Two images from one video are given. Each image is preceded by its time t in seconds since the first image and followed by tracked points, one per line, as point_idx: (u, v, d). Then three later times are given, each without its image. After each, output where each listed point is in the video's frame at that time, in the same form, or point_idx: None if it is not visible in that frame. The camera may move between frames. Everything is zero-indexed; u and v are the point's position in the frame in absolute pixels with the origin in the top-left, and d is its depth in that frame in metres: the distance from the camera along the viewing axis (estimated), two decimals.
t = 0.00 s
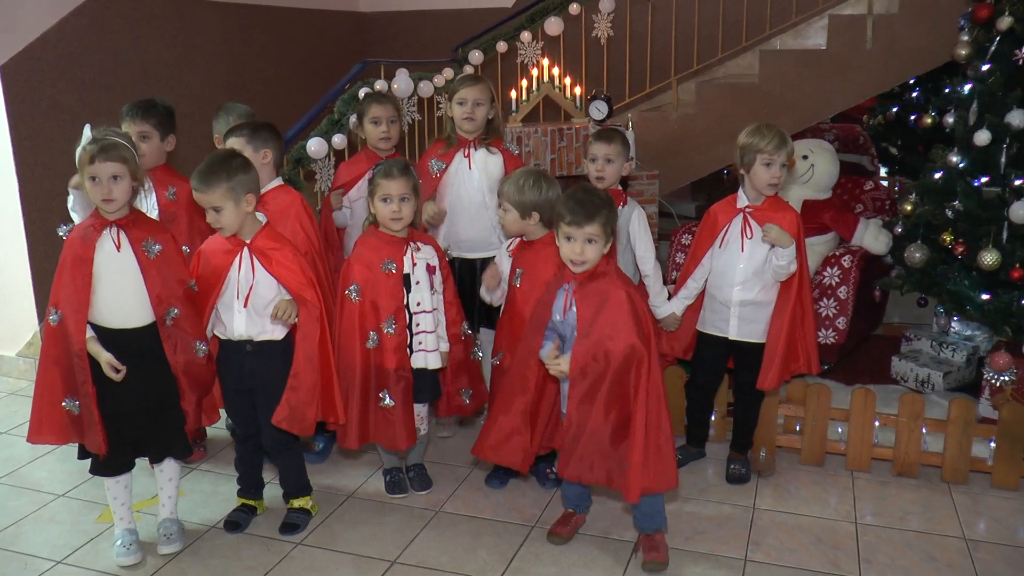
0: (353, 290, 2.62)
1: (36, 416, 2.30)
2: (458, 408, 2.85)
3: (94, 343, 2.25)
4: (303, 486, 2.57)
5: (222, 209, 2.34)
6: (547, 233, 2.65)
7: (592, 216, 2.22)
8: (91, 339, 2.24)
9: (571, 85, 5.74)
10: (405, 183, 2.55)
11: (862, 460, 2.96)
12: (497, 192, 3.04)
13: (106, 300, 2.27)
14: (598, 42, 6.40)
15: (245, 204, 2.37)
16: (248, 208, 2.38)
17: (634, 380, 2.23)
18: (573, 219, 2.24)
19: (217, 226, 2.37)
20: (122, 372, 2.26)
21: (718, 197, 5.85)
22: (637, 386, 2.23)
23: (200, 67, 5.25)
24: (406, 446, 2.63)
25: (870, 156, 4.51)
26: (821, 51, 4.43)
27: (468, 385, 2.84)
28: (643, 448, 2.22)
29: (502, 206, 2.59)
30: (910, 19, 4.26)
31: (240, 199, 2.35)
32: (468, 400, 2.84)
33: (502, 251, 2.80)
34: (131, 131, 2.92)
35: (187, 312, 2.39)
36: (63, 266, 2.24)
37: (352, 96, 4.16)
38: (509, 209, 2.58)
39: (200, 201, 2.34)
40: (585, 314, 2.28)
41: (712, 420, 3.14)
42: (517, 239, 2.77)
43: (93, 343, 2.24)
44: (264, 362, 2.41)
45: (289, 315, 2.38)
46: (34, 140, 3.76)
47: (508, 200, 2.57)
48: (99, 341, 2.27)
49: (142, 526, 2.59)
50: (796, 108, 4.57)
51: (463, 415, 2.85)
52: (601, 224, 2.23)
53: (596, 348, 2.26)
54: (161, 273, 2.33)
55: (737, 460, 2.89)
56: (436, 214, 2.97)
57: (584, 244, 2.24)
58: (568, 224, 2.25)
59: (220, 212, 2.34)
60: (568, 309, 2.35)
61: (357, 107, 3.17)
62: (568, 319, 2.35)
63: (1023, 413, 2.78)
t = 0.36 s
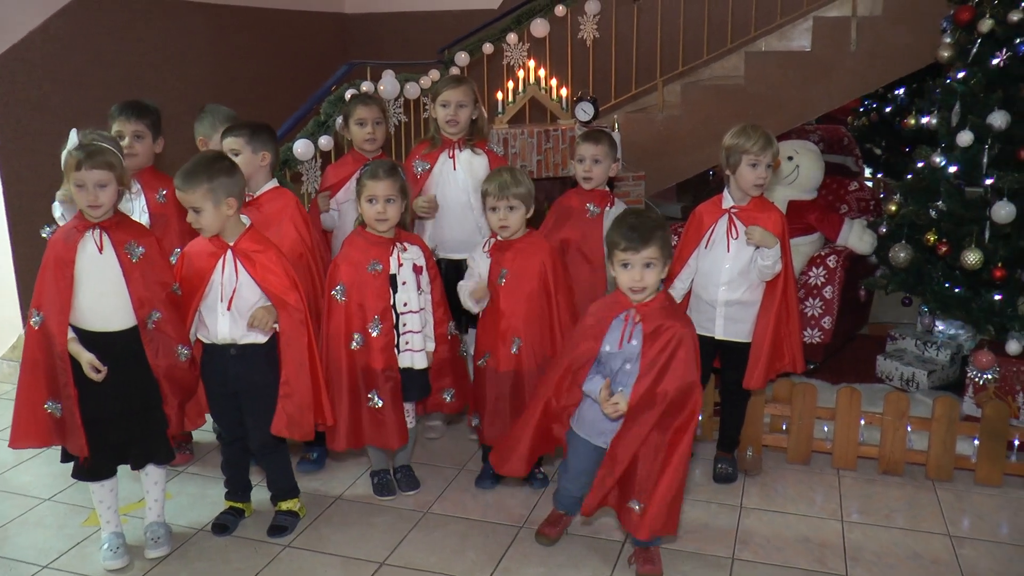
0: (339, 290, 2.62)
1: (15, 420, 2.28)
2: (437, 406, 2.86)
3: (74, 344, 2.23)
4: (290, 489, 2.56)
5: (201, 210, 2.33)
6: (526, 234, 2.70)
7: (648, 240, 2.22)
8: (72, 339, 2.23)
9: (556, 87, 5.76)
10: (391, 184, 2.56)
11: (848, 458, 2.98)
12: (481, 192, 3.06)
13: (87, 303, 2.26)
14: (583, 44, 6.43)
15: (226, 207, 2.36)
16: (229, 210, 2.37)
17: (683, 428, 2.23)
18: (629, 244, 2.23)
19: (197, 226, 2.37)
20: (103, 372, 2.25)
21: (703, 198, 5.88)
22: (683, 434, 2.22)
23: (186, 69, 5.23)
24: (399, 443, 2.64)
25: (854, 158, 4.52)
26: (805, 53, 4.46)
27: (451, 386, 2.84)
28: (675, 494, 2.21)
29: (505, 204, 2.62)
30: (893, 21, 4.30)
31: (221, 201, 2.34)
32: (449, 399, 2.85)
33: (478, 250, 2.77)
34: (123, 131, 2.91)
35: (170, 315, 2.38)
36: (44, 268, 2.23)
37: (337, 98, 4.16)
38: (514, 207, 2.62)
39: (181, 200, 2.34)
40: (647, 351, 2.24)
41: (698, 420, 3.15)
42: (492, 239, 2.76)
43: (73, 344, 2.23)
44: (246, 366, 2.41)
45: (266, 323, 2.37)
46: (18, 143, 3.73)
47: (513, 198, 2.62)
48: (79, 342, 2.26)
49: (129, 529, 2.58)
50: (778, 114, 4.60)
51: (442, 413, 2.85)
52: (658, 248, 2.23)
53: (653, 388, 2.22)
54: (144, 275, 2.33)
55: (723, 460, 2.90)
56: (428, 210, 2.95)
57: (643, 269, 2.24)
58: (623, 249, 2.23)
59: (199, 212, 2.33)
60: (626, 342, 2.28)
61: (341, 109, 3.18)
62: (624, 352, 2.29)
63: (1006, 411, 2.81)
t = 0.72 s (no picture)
0: (323, 294, 2.63)
1: None
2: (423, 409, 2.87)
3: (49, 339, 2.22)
4: (275, 492, 2.56)
5: (181, 209, 2.34)
6: (503, 239, 2.71)
7: (655, 227, 2.16)
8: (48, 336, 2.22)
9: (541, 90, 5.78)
10: (373, 188, 2.56)
11: (832, 458, 3.00)
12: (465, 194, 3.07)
13: (64, 306, 2.25)
14: (568, 47, 6.46)
15: (205, 208, 2.37)
16: (208, 210, 2.38)
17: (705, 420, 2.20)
18: (636, 232, 2.18)
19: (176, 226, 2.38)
20: (80, 358, 2.21)
21: (687, 200, 5.92)
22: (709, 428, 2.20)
23: (170, 72, 5.22)
24: (378, 451, 2.63)
25: (837, 160, 4.56)
26: (788, 57, 4.50)
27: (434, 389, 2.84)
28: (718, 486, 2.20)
29: (487, 205, 2.61)
30: (875, 25, 4.33)
31: (199, 200, 2.35)
32: (433, 403, 2.85)
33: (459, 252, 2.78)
34: (114, 134, 2.91)
35: (149, 318, 2.37)
36: (22, 270, 2.23)
37: (322, 100, 4.17)
38: (495, 209, 2.62)
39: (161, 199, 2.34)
40: (659, 341, 2.18)
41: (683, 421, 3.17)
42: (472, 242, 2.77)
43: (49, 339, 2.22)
44: (222, 370, 2.40)
45: (244, 317, 2.37)
46: None
47: (493, 200, 2.61)
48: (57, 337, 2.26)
49: (112, 534, 2.56)
50: (760, 116, 4.63)
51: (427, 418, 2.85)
52: (667, 234, 2.17)
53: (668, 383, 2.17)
54: (123, 278, 2.32)
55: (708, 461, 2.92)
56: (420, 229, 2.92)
57: (652, 256, 2.17)
58: (631, 238, 2.19)
59: (179, 212, 2.34)
60: (637, 331, 2.24)
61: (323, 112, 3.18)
62: (633, 341, 2.24)
63: (987, 411, 2.84)
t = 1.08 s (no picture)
0: (309, 298, 2.62)
1: None
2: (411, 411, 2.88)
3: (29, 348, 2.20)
4: (258, 496, 2.55)
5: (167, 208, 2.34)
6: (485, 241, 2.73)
7: (638, 227, 2.15)
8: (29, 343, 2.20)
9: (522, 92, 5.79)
10: (359, 192, 2.56)
11: (813, 458, 3.03)
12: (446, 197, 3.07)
13: (42, 310, 2.23)
14: (548, 50, 6.48)
15: (192, 209, 2.37)
16: (195, 211, 2.37)
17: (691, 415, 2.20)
18: (619, 231, 2.17)
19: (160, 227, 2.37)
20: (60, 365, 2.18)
21: (668, 202, 5.95)
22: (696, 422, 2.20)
23: (149, 74, 5.19)
24: (370, 452, 2.64)
25: (817, 162, 4.60)
26: (768, 59, 4.53)
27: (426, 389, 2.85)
28: (713, 479, 2.20)
29: (470, 210, 2.62)
30: (854, 29, 4.37)
31: (186, 201, 2.35)
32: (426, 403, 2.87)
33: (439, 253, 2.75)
34: (98, 137, 2.88)
35: (130, 323, 2.35)
36: None
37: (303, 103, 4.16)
38: (477, 214, 2.63)
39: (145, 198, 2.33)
40: (636, 340, 2.18)
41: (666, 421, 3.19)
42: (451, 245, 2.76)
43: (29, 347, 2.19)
44: (202, 374, 2.41)
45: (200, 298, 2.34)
46: None
47: (476, 205, 2.62)
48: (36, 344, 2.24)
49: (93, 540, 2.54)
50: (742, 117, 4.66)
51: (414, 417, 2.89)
52: (650, 234, 2.15)
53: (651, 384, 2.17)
54: (104, 282, 2.31)
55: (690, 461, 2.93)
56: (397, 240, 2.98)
57: (634, 257, 2.15)
58: (614, 237, 2.17)
59: (163, 211, 2.33)
60: (614, 331, 2.21)
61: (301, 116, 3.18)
62: (610, 342, 2.22)
63: (964, 410, 2.87)
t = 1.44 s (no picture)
0: (285, 302, 2.61)
1: None
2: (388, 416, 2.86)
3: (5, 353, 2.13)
4: (239, 501, 2.54)
5: (159, 205, 2.35)
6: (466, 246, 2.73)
7: (592, 224, 2.21)
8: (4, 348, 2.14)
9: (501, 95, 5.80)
10: (336, 195, 2.56)
11: (793, 458, 3.05)
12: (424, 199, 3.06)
13: (18, 318, 2.20)
14: (528, 53, 6.49)
15: (177, 211, 2.41)
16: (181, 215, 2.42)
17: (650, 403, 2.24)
18: (574, 229, 2.23)
19: (148, 226, 2.36)
20: (36, 372, 2.13)
21: (647, 205, 5.97)
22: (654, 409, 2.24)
23: (124, 78, 5.16)
24: (348, 457, 2.64)
25: (796, 164, 4.62)
26: (746, 62, 4.56)
27: (405, 396, 2.84)
28: (670, 466, 2.25)
29: (456, 212, 2.62)
30: (830, 32, 4.41)
31: (175, 202, 2.39)
32: (405, 409, 2.85)
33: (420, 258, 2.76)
34: (75, 141, 2.86)
35: (107, 329, 2.35)
36: None
37: (282, 107, 4.15)
38: (464, 217, 2.63)
39: (133, 196, 2.33)
40: (596, 331, 2.21)
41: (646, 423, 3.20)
42: (433, 247, 2.77)
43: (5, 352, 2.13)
44: (186, 379, 2.41)
45: (206, 313, 2.39)
46: None
47: (463, 208, 2.62)
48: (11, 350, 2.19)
49: (71, 548, 2.52)
50: (720, 119, 4.70)
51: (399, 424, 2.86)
52: (604, 231, 2.21)
53: (612, 373, 2.18)
54: (80, 288, 2.29)
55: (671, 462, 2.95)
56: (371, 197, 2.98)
57: (589, 253, 2.23)
58: (569, 235, 2.24)
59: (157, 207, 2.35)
60: (574, 321, 2.25)
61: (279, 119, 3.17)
62: (571, 332, 2.25)
63: (941, 409, 2.91)
